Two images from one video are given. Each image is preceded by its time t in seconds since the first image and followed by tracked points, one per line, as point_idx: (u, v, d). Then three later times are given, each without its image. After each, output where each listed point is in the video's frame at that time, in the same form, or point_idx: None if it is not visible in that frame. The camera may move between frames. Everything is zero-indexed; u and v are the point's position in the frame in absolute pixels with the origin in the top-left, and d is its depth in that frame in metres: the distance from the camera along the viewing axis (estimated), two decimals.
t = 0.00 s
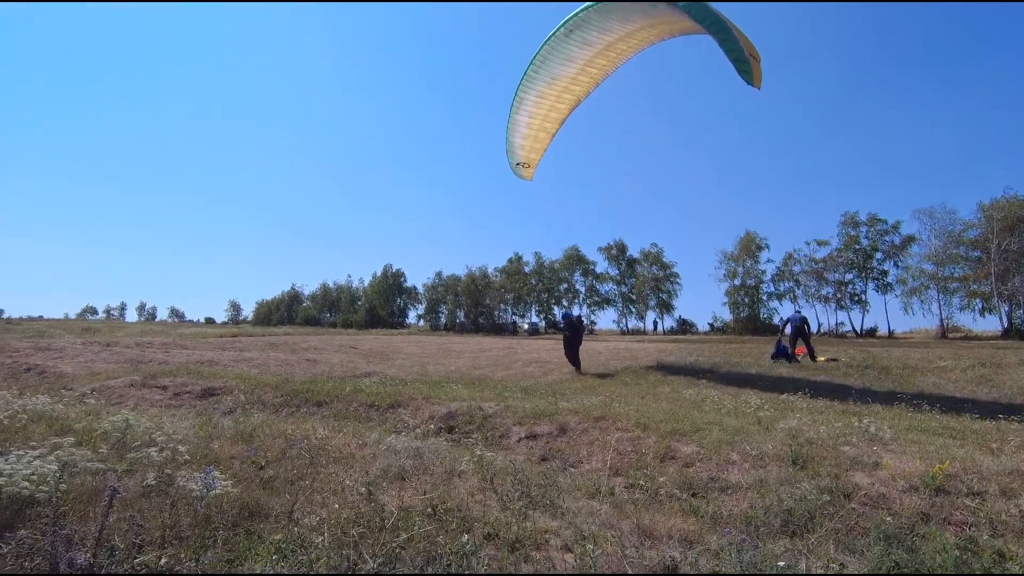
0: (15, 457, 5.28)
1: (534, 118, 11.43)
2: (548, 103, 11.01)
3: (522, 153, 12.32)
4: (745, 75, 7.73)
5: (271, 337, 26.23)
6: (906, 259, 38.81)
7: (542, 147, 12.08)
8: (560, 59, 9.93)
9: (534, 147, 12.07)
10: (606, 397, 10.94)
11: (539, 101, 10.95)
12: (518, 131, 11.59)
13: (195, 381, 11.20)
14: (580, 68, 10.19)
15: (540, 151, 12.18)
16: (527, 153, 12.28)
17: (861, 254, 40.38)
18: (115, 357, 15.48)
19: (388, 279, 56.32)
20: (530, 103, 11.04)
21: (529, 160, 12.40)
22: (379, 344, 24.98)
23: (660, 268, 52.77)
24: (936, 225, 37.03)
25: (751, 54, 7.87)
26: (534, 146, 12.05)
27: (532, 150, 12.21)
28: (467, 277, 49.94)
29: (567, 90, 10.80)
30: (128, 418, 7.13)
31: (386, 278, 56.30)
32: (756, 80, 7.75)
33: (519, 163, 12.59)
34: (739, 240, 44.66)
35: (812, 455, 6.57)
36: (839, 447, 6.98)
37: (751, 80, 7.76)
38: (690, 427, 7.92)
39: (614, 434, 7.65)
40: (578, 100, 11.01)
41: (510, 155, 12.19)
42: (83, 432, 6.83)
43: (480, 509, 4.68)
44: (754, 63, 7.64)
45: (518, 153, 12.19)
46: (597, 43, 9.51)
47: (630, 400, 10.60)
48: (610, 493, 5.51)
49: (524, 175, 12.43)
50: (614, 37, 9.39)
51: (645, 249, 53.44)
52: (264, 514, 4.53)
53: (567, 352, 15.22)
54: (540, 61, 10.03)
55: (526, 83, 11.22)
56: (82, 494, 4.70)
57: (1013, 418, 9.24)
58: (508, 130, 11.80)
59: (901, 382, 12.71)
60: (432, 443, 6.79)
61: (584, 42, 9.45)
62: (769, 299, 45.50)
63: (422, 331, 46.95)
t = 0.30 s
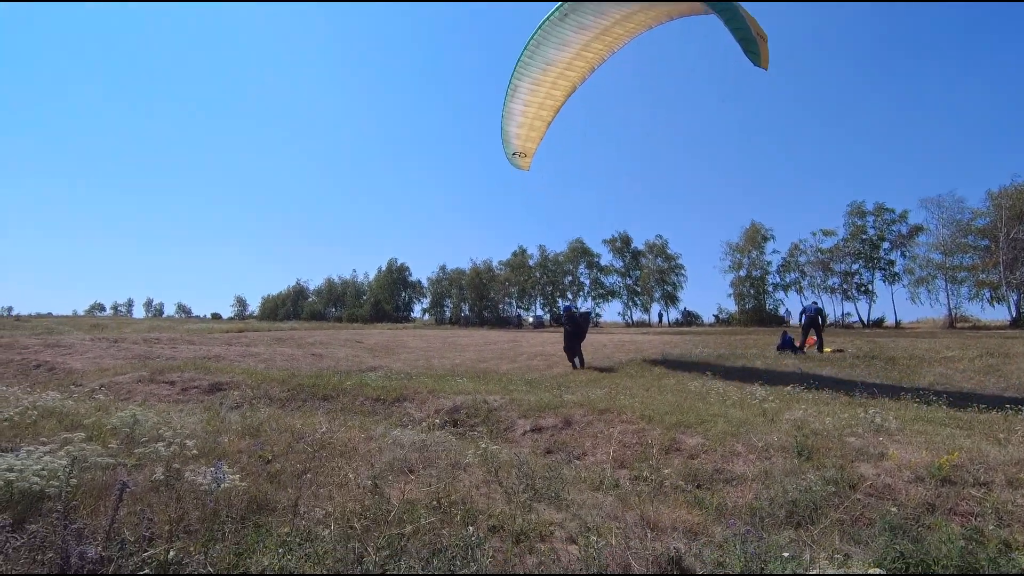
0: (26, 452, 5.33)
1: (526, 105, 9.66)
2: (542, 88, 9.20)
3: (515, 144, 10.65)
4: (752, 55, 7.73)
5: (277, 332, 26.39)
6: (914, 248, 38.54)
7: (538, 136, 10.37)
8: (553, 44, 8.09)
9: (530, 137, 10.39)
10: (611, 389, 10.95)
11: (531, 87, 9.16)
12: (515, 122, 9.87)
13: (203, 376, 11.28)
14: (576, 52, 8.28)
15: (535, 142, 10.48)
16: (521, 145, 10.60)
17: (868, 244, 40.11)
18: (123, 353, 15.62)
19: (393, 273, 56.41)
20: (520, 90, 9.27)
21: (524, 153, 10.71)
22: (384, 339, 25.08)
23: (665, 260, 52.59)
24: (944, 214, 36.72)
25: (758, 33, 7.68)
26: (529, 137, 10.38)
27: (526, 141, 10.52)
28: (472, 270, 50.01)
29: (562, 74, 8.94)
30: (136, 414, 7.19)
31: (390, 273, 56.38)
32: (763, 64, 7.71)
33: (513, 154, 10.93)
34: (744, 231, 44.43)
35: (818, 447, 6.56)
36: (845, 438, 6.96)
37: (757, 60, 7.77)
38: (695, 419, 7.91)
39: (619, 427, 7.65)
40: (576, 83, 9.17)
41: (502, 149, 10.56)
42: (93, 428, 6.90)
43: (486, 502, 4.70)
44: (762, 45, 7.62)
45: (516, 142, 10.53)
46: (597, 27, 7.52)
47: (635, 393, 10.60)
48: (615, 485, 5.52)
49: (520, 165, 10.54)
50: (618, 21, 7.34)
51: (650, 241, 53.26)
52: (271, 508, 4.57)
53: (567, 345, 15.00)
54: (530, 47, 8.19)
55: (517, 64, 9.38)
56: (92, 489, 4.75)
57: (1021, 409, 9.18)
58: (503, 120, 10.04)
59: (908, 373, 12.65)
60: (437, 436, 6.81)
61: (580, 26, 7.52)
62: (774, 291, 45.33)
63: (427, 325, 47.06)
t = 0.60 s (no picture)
0: (38, 446, 5.40)
1: (528, 95, 8.82)
2: (544, 77, 8.32)
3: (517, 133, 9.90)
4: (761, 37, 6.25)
5: (285, 327, 26.57)
6: (925, 242, 38.14)
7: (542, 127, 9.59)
8: (553, 34, 7.14)
9: (532, 127, 9.60)
10: (618, 384, 10.94)
11: (533, 76, 8.29)
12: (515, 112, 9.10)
13: (212, 371, 11.38)
14: (580, 43, 7.32)
15: (538, 132, 9.69)
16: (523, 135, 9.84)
17: (879, 239, 39.71)
18: (134, 348, 15.78)
19: (400, 268, 56.60)
20: (521, 78, 8.40)
21: (527, 142, 9.95)
22: (392, 333, 25.18)
23: (673, 255, 52.32)
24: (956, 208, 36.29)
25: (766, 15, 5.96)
26: (531, 127, 9.58)
27: (529, 130, 9.73)
28: (479, 266, 50.09)
29: (567, 63, 8.01)
30: (146, 409, 7.27)
31: (398, 268, 56.58)
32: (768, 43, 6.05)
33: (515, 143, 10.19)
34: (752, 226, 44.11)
35: (824, 442, 6.53)
36: (852, 434, 6.93)
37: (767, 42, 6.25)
38: (701, 415, 7.89)
39: (625, 422, 7.65)
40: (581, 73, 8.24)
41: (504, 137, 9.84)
42: (104, 422, 6.99)
43: (490, 496, 4.73)
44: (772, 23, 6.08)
45: (515, 135, 9.77)
46: (600, 20, 6.53)
47: (642, 388, 10.59)
48: (620, 480, 5.53)
49: (522, 158, 10.36)
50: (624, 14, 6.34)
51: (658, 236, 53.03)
52: (277, 502, 4.61)
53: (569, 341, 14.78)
54: (528, 36, 7.28)
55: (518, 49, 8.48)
56: (103, 482, 4.81)
57: None
58: (501, 110, 9.23)
59: (917, 368, 12.54)
60: (442, 432, 6.83)
61: (581, 19, 6.52)
62: (783, 286, 45.06)
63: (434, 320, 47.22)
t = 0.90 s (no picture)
0: (58, 448, 5.52)
1: (540, 96, 8.70)
2: (556, 77, 8.18)
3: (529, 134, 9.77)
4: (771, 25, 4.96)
5: (299, 329, 26.86)
6: (943, 241, 37.57)
7: (554, 128, 9.44)
8: (563, 33, 7.01)
9: (544, 129, 9.49)
10: (629, 386, 10.92)
11: (544, 77, 8.17)
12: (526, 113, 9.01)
13: (227, 373, 11.53)
14: (591, 41, 7.19)
15: (551, 135, 9.57)
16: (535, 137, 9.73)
17: (895, 237, 39.17)
18: (151, 351, 16.04)
19: (413, 270, 56.91)
20: (532, 78, 8.27)
21: (539, 144, 9.81)
22: (404, 335, 25.33)
23: (685, 255, 52.00)
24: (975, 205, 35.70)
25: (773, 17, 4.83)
26: (544, 129, 9.47)
27: (541, 132, 9.61)
28: (490, 267, 50.22)
29: (578, 63, 7.89)
30: (162, 411, 7.40)
31: (410, 270, 56.88)
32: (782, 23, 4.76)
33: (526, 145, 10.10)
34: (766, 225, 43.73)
35: (838, 446, 6.46)
36: (866, 437, 6.85)
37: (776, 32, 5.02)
38: (712, 417, 7.85)
39: (635, 425, 7.63)
40: (593, 72, 8.10)
41: (516, 139, 9.72)
42: (122, 424, 7.12)
43: (499, 499, 4.75)
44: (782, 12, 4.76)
45: (527, 136, 9.67)
46: (611, 16, 6.39)
47: (653, 390, 10.56)
48: (630, 483, 5.52)
49: (535, 162, 10.27)
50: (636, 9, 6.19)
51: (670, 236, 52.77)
52: (289, 504, 4.67)
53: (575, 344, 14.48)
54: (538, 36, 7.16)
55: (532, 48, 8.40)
56: (121, 484, 4.91)
57: None
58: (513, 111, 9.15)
59: (934, 369, 12.37)
60: (453, 434, 6.87)
61: (591, 15, 6.37)
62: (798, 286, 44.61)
63: (447, 321, 47.40)
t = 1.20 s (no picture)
0: (73, 461, 5.59)
1: (555, 107, 8.72)
2: (571, 88, 8.20)
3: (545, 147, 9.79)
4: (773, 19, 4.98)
5: (311, 342, 27.02)
6: (959, 248, 37.06)
7: (569, 140, 9.45)
8: (577, 41, 7.05)
9: (559, 141, 9.48)
10: (639, 398, 10.84)
11: (559, 88, 8.19)
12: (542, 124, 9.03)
13: (240, 386, 11.62)
14: (606, 50, 7.20)
15: (566, 147, 9.55)
16: (550, 149, 9.74)
17: (909, 245, 38.71)
18: (165, 364, 16.21)
19: (424, 282, 57.13)
20: (548, 89, 8.31)
21: (554, 156, 9.83)
22: (415, 347, 25.39)
23: (697, 265, 51.72)
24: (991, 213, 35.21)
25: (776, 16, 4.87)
26: (559, 141, 9.47)
27: (557, 145, 9.61)
28: (501, 279, 50.31)
29: (593, 73, 7.90)
30: (175, 424, 7.47)
31: (421, 282, 57.11)
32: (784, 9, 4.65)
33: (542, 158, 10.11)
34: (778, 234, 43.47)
35: (852, 458, 6.37)
36: (881, 449, 6.75)
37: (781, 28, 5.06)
38: (724, 429, 7.78)
39: (646, 437, 7.58)
40: (609, 84, 8.09)
41: (532, 150, 9.75)
42: (136, 437, 7.20)
43: (508, 512, 4.74)
44: (789, 5, 4.72)
45: (543, 148, 9.69)
46: (625, 23, 6.40)
47: (665, 401, 10.49)
48: (640, 496, 5.48)
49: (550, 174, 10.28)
50: (649, 15, 6.19)
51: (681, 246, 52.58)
52: (298, 517, 4.69)
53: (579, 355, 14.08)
54: (552, 44, 7.20)
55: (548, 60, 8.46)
56: (134, 497, 4.96)
57: None
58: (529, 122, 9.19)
59: (951, 379, 12.19)
60: (463, 447, 6.86)
61: (603, 22, 6.40)
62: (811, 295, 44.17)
63: (458, 333, 47.49)
